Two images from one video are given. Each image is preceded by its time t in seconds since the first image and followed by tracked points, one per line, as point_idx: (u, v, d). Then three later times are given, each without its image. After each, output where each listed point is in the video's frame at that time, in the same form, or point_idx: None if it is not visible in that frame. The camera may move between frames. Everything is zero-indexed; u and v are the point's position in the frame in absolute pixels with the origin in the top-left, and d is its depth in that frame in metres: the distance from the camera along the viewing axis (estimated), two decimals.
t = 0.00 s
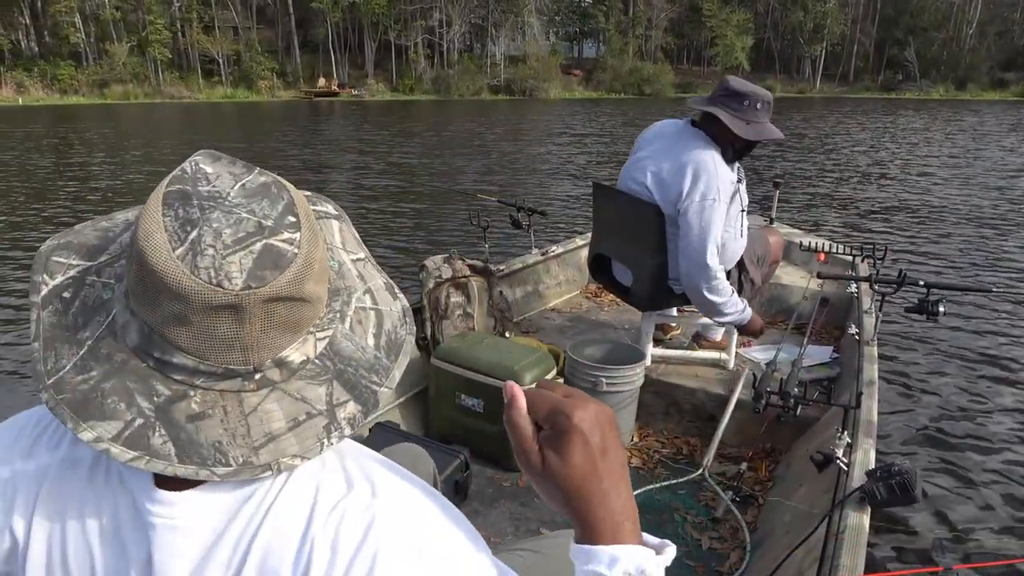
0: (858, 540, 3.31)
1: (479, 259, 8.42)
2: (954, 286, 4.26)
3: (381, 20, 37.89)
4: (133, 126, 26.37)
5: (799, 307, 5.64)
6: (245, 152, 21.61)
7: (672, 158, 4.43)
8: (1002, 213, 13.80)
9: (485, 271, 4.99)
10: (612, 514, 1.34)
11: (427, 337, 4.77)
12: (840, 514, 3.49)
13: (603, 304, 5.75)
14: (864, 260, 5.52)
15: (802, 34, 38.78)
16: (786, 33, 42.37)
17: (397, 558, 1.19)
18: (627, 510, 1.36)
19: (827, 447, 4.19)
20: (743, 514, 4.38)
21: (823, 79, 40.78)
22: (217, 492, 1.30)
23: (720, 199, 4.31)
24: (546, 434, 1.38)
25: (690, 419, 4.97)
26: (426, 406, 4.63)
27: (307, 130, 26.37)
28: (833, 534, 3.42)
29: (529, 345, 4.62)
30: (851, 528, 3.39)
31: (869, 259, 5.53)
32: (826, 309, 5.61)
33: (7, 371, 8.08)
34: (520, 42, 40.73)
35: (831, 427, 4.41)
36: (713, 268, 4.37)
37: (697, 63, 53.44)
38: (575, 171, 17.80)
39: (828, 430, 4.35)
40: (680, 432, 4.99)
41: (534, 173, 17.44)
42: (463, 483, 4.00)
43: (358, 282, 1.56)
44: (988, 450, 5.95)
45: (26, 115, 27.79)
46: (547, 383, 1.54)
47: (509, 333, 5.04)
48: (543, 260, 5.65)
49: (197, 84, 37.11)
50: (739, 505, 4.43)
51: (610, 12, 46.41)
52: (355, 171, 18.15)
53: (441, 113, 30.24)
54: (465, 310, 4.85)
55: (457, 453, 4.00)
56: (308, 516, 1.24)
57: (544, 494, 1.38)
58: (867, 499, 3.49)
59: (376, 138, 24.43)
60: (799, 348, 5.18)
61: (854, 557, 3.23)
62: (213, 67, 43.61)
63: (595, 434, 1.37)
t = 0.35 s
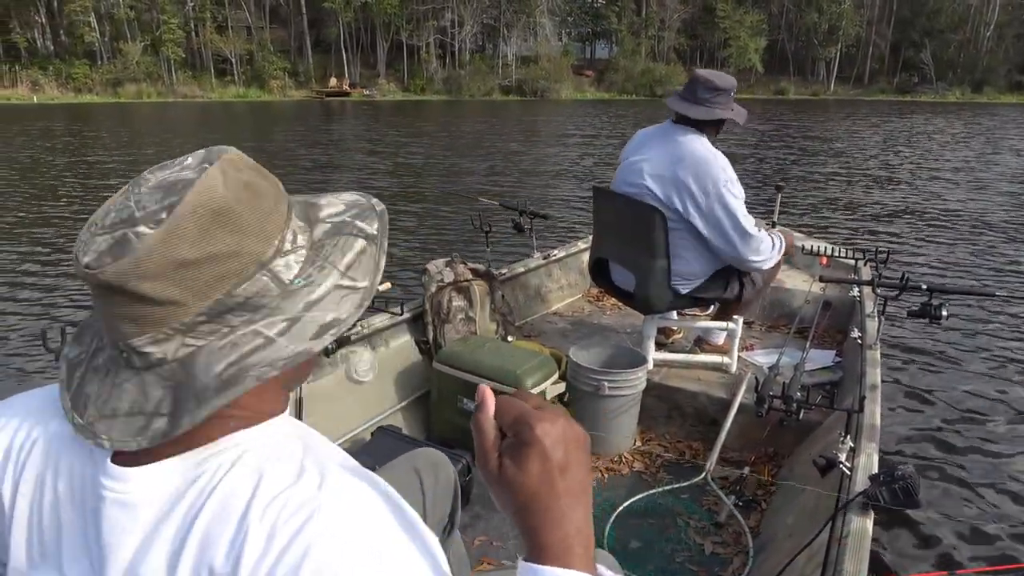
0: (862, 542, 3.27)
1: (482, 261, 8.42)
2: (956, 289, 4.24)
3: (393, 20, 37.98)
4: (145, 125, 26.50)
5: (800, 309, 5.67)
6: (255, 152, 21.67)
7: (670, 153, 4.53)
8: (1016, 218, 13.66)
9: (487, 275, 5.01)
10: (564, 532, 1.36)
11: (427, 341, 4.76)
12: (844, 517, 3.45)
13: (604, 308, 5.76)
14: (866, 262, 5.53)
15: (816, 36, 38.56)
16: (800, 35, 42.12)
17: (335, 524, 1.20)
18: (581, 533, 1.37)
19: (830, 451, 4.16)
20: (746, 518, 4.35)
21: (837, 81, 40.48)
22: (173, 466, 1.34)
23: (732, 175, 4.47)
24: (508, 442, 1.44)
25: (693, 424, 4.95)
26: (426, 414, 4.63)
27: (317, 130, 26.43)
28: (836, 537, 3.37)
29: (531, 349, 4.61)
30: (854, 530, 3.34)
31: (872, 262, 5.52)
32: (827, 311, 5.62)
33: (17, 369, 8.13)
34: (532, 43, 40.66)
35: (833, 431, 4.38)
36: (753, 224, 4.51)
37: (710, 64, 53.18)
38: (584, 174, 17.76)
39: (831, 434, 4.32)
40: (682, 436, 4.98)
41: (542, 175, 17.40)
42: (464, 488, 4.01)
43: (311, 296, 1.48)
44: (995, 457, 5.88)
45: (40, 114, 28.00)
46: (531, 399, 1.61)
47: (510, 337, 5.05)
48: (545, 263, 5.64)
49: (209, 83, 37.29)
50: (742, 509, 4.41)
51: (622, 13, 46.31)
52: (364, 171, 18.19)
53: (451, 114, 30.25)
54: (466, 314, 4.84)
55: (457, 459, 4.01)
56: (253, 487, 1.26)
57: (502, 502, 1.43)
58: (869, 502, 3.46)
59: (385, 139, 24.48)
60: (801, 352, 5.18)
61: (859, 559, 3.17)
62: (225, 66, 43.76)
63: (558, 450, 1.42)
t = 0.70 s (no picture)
0: (871, 552, 3.18)
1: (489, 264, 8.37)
2: (966, 297, 4.14)
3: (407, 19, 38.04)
4: (158, 120, 26.63)
5: (807, 315, 5.57)
6: (266, 148, 21.71)
7: (686, 159, 4.58)
8: None
9: (494, 282, 4.96)
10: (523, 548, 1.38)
11: (434, 348, 4.71)
12: (852, 526, 3.36)
13: (611, 316, 5.70)
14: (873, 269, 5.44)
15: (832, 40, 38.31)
16: (815, 38, 41.85)
17: (290, 520, 1.17)
18: (539, 552, 1.39)
19: (839, 460, 4.07)
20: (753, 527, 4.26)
21: (851, 86, 40.20)
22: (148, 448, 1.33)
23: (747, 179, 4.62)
24: (487, 450, 1.47)
25: (700, 432, 4.86)
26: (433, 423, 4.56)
27: (329, 128, 26.50)
28: (844, 546, 3.29)
29: (538, 357, 4.54)
30: (862, 541, 3.25)
31: (880, 269, 5.43)
32: (834, 318, 5.54)
33: (19, 361, 8.09)
34: (546, 43, 40.59)
35: (842, 440, 4.29)
36: (767, 217, 4.69)
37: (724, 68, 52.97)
38: (595, 177, 17.65)
39: (840, 443, 4.23)
40: (690, 444, 4.89)
41: (552, 177, 17.34)
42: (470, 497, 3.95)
43: (231, 324, 1.38)
44: (1010, 469, 5.76)
45: (54, 107, 28.11)
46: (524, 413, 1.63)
47: (518, 345, 4.98)
48: (552, 271, 5.60)
49: (223, 79, 37.44)
50: (749, 518, 4.31)
51: (636, 15, 46.25)
52: (374, 170, 18.18)
53: (463, 113, 30.23)
54: (472, 322, 4.79)
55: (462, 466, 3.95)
56: (215, 474, 1.24)
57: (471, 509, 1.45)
58: (879, 512, 3.37)
59: (396, 137, 24.49)
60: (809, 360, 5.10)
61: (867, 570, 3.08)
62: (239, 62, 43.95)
63: (534, 466, 1.44)
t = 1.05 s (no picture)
0: (874, 554, 3.16)
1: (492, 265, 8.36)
2: (969, 298, 4.11)
3: (416, 16, 38.08)
4: (166, 116, 26.72)
5: (809, 316, 5.55)
6: (274, 145, 21.74)
7: (709, 162, 4.56)
8: None
9: (496, 284, 4.97)
10: (488, 547, 1.36)
11: (436, 350, 4.72)
12: (856, 528, 3.34)
13: (613, 318, 5.69)
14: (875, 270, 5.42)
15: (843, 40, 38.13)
16: (826, 37, 41.66)
17: (258, 497, 1.16)
18: (506, 554, 1.36)
19: (842, 463, 4.05)
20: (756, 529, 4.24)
21: (862, 86, 39.98)
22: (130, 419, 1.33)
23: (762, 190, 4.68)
24: (480, 449, 1.52)
25: (702, 434, 4.84)
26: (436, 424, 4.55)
27: (336, 125, 26.56)
28: (848, 549, 3.26)
29: (540, 359, 4.54)
30: (866, 543, 3.23)
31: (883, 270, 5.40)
32: (836, 320, 5.52)
33: (24, 354, 8.11)
34: (554, 42, 40.54)
35: (845, 443, 4.27)
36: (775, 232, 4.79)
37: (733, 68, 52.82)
38: (601, 177, 17.62)
39: (842, 445, 4.21)
40: (692, 446, 4.88)
41: (559, 177, 17.30)
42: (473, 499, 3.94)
43: (146, 321, 1.39)
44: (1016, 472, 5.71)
45: (64, 102, 28.26)
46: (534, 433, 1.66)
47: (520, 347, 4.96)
48: (554, 272, 5.60)
49: (233, 75, 37.55)
50: (752, 520, 4.30)
51: (646, 14, 46.17)
52: (381, 168, 18.20)
53: (471, 111, 30.25)
54: (475, 323, 4.79)
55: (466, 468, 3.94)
56: (191, 444, 1.24)
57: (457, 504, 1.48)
58: (882, 514, 3.34)
59: (404, 135, 24.51)
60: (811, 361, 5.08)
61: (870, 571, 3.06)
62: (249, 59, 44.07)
63: (521, 469, 1.46)
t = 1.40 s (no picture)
0: (871, 549, 3.16)
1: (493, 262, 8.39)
2: (968, 294, 4.11)
3: (421, 15, 38.12)
4: (172, 116, 26.85)
5: (808, 312, 5.55)
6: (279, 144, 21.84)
7: (733, 161, 4.60)
8: None
9: (495, 280, 4.99)
10: (473, 533, 1.38)
11: (435, 345, 4.75)
12: (854, 524, 3.35)
13: (613, 314, 5.70)
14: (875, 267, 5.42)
15: (850, 37, 37.95)
16: (833, 34, 41.47)
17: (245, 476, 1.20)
18: (489, 539, 1.38)
19: (840, 458, 4.06)
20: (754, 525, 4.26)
21: (869, 83, 39.77)
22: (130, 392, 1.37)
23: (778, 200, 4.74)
24: (478, 434, 1.54)
25: (702, 429, 4.86)
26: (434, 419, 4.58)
27: (341, 124, 26.66)
28: (845, 544, 3.27)
29: (539, 355, 4.56)
30: (864, 538, 3.23)
31: (882, 267, 5.41)
32: (836, 316, 5.53)
33: (29, 351, 8.16)
34: (560, 40, 40.50)
35: (843, 438, 4.29)
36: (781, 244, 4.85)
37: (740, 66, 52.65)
38: (605, 174, 17.62)
39: (841, 440, 4.22)
40: (691, 442, 4.90)
41: (563, 175, 17.31)
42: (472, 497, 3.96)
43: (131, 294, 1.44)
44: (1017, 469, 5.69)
45: (71, 103, 28.41)
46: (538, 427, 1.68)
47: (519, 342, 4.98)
48: (553, 268, 5.62)
49: (239, 76, 37.69)
50: (751, 515, 4.31)
51: (651, 12, 46.09)
52: (386, 167, 18.24)
53: (475, 110, 30.27)
54: (474, 319, 4.82)
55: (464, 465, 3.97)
56: (186, 418, 1.28)
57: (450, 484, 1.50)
58: (880, 509, 3.34)
59: (408, 134, 24.55)
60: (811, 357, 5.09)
61: (868, 566, 3.07)
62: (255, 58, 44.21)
63: (514, 456, 1.48)
